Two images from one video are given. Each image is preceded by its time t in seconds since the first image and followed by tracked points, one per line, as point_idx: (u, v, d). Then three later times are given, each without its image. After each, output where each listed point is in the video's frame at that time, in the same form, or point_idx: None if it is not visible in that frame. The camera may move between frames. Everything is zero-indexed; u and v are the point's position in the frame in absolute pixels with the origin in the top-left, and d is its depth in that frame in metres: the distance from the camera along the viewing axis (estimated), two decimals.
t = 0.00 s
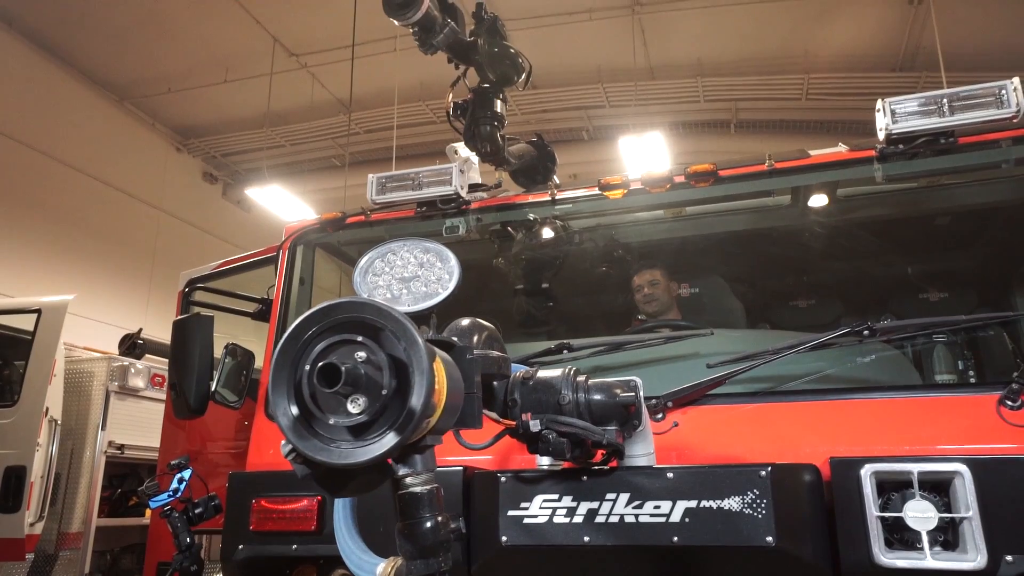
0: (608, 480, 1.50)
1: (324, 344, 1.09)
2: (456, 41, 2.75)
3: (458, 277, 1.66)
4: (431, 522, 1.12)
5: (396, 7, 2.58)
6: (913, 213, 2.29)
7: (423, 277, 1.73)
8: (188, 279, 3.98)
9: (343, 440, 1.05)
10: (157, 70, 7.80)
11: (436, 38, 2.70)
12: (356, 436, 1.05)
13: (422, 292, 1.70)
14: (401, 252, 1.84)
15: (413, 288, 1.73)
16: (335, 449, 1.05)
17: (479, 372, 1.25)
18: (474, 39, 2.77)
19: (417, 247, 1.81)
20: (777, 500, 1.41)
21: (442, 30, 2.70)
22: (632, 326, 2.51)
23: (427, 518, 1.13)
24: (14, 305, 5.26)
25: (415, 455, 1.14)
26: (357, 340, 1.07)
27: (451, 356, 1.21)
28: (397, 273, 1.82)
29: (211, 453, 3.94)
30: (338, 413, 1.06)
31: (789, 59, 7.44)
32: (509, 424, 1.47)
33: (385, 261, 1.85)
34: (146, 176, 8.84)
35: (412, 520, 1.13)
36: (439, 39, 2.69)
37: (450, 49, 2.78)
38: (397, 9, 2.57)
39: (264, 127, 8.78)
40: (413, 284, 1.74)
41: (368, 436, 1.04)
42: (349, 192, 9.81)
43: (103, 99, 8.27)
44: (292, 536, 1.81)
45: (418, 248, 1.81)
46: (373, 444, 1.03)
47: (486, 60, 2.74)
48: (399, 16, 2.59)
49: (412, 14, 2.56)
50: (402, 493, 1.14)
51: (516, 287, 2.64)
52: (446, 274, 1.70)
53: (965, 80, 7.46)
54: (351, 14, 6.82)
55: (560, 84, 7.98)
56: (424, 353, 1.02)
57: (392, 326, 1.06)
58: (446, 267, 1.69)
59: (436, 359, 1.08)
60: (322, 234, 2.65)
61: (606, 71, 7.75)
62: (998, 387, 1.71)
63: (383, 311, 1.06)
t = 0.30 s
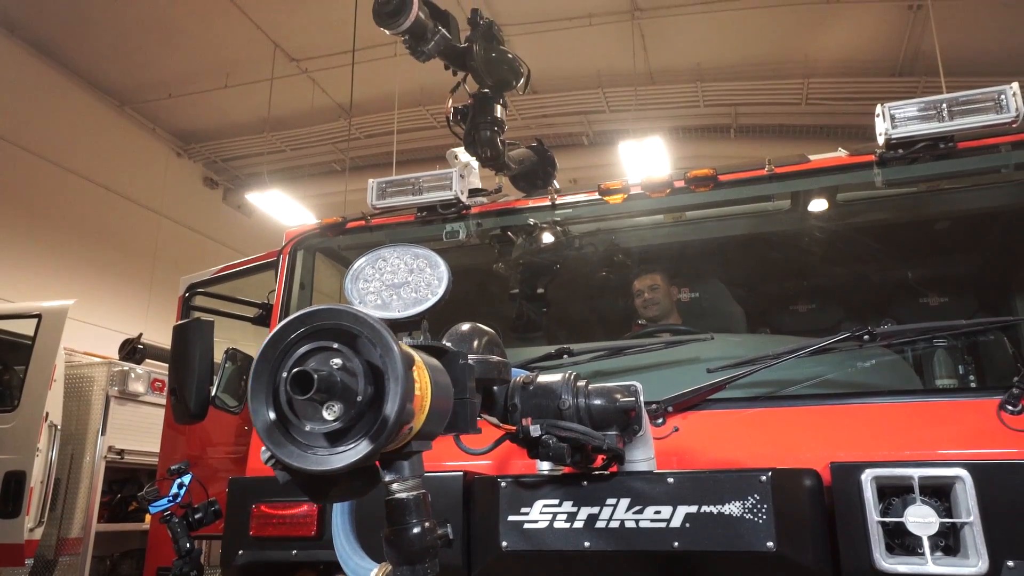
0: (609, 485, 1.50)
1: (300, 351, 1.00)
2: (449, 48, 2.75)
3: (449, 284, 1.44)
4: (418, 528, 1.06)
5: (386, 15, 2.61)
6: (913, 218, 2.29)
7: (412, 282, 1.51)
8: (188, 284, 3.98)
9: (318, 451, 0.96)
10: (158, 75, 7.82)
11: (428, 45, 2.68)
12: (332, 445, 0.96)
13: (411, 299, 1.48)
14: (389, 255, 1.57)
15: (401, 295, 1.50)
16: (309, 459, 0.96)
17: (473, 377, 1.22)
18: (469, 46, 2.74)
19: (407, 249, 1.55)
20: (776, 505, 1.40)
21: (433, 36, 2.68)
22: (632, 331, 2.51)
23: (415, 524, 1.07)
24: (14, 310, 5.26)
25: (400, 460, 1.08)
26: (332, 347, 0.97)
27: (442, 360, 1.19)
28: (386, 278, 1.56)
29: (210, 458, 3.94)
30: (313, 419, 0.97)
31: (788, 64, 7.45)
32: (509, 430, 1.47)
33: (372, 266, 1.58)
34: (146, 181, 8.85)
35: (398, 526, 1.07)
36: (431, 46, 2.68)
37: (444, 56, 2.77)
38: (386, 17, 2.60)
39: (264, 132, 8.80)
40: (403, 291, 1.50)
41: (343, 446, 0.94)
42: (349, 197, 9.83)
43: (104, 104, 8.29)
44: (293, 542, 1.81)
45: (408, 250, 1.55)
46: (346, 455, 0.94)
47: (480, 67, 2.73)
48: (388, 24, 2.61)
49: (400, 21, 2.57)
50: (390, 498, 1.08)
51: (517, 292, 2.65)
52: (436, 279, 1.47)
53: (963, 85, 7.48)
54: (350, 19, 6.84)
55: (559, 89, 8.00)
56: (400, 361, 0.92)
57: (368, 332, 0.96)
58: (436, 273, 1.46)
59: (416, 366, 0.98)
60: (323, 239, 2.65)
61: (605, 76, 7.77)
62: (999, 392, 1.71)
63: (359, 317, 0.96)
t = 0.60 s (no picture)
0: (610, 489, 1.50)
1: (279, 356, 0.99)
2: (443, 54, 2.73)
3: (440, 290, 1.36)
4: (406, 532, 1.06)
5: (377, 24, 2.58)
6: (913, 221, 2.29)
7: (402, 288, 1.41)
8: (189, 288, 3.99)
9: (297, 455, 0.95)
10: (159, 79, 7.84)
11: (420, 53, 2.66)
12: (309, 451, 0.94)
13: (400, 306, 1.39)
14: (378, 258, 1.47)
15: (390, 301, 1.41)
16: (289, 464, 0.95)
17: (467, 382, 1.22)
18: (464, 51, 2.71)
19: (396, 253, 1.45)
20: (777, 510, 1.39)
21: (426, 43, 2.66)
22: (632, 335, 2.50)
23: (403, 529, 1.07)
24: (15, 314, 5.27)
25: (389, 466, 1.08)
26: (309, 352, 0.96)
27: (436, 365, 1.19)
28: (375, 284, 1.46)
29: (211, 462, 3.97)
30: (292, 425, 0.96)
31: (788, 69, 7.47)
32: (511, 433, 1.47)
33: (362, 270, 1.49)
34: (147, 186, 8.87)
35: (386, 530, 1.07)
36: (424, 54, 2.66)
37: (440, 62, 2.75)
38: (376, 26, 2.57)
39: (265, 137, 8.82)
40: (392, 296, 1.41)
41: (319, 452, 0.93)
42: (350, 201, 9.84)
43: (105, 108, 8.31)
44: (293, 546, 1.80)
45: (396, 254, 1.46)
46: (322, 460, 0.93)
47: (477, 72, 2.71)
48: (378, 33, 2.59)
49: (391, 30, 2.55)
50: (377, 504, 1.08)
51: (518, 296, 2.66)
52: (426, 283, 1.39)
53: (963, 89, 7.50)
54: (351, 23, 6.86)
55: (560, 94, 8.01)
56: (375, 366, 0.90)
57: (345, 337, 0.95)
58: (425, 278, 1.38)
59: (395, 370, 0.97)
60: (323, 243, 2.64)
61: (605, 80, 7.79)
62: (1000, 396, 1.71)
63: (335, 322, 0.95)
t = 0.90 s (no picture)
0: (611, 490, 1.50)
1: (260, 360, 1.00)
2: (438, 56, 2.70)
3: (433, 290, 1.33)
4: (395, 533, 1.06)
5: (367, 29, 2.55)
6: (914, 221, 2.29)
7: (392, 289, 1.38)
8: (190, 289, 3.99)
9: (277, 457, 0.96)
10: (160, 80, 7.85)
11: (413, 55, 2.64)
12: (289, 453, 0.96)
13: (390, 306, 1.35)
14: (368, 261, 1.44)
15: (379, 302, 1.37)
16: (269, 466, 0.96)
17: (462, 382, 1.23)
18: (461, 52, 2.69)
19: (386, 256, 1.43)
20: (778, 510, 1.40)
21: (418, 46, 2.63)
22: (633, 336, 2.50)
23: (391, 530, 1.07)
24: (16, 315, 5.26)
25: (377, 467, 1.08)
26: (289, 355, 0.97)
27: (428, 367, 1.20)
28: (362, 287, 1.40)
29: (211, 462, 3.94)
30: (271, 428, 0.97)
31: (789, 69, 7.47)
32: (511, 433, 1.48)
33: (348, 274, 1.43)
34: (149, 186, 8.87)
35: (376, 532, 1.07)
36: (417, 57, 2.64)
37: (437, 64, 2.71)
38: (367, 30, 2.54)
39: (266, 137, 8.82)
40: (382, 297, 1.37)
41: (297, 455, 0.94)
42: (351, 201, 9.85)
43: (107, 109, 8.31)
44: (294, 547, 1.80)
45: (386, 256, 1.43)
46: (300, 462, 0.94)
47: (475, 73, 2.70)
48: (369, 38, 2.56)
49: (381, 35, 2.52)
50: (365, 504, 1.08)
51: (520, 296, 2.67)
52: (417, 285, 1.36)
53: (964, 89, 7.49)
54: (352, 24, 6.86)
55: (560, 94, 8.01)
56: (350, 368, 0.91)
57: (323, 340, 0.96)
58: (418, 277, 1.36)
59: (374, 373, 0.97)
60: (324, 244, 2.65)
61: (606, 80, 7.79)
62: (1001, 397, 1.71)
63: (313, 325, 0.96)
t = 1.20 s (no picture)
0: (613, 491, 1.51)
1: (262, 401, 0.98)
2: (434, 60, 2.70)
3: (432, 310, 1.27)
4: (402, 559, 1.07)
5: (361, 34, 2.57)
6: (916, 221, 2.29)
7: (392, 307, 1.32)
8: (192, 289, 3.99)
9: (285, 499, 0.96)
10: (162, 81, 7.86)
11: (407, 58, 2.61)
12: (296, 494, 0.95)
13: (390, 326, 1.30)
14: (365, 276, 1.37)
15: (379, 321, 1.31)
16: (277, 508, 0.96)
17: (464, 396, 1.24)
18: (458, 53, 2.66)
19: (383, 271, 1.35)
20: (780, 511, 1.40)
21: (412, 50, 2.60)
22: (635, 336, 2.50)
23: (399, 556, 1.08)
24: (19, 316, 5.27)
25: (384, 494, 1.04)
26: (292, 396, 0.96)
27: (430, 385, 1.21)
28: (361, 303, 1.35)
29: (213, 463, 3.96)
30: (277, 470, 0.96)
31: (790, 69, 7.46)
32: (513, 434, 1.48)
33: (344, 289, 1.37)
34: (150, 187, 8.89)
35: (383, 557, 1.08)
36: (411, 60, 2.60)
37: (435, 67, 2.72)
38: (361, 37, 2.56)
39: (268, 138, 8.83)
40: (382, 316, 1.31)
41: (304, 497, 0.94)
42: (352, 202, 9.86)
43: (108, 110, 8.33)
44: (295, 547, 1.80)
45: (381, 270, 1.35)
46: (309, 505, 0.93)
47: (474, 73, 2.67)
48: (362, 43, 2.58)
49: (374, 40, 2.52)
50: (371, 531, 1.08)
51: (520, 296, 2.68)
52: (417, 304, 1.30)
53: (966, 89, 7.49)
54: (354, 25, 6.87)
55: (562, 94, 8.02)
56: (356, 413, 0.89)
57: (326, 380, 0.93)
58: (417, 295, 1.29)
59: (378, 409, 0.95)
60: (325, 244, 2.65)
61: (607, 81, 7.79)
62: (1004, 397, 1.71)
63: (315, 365, 0.94)
